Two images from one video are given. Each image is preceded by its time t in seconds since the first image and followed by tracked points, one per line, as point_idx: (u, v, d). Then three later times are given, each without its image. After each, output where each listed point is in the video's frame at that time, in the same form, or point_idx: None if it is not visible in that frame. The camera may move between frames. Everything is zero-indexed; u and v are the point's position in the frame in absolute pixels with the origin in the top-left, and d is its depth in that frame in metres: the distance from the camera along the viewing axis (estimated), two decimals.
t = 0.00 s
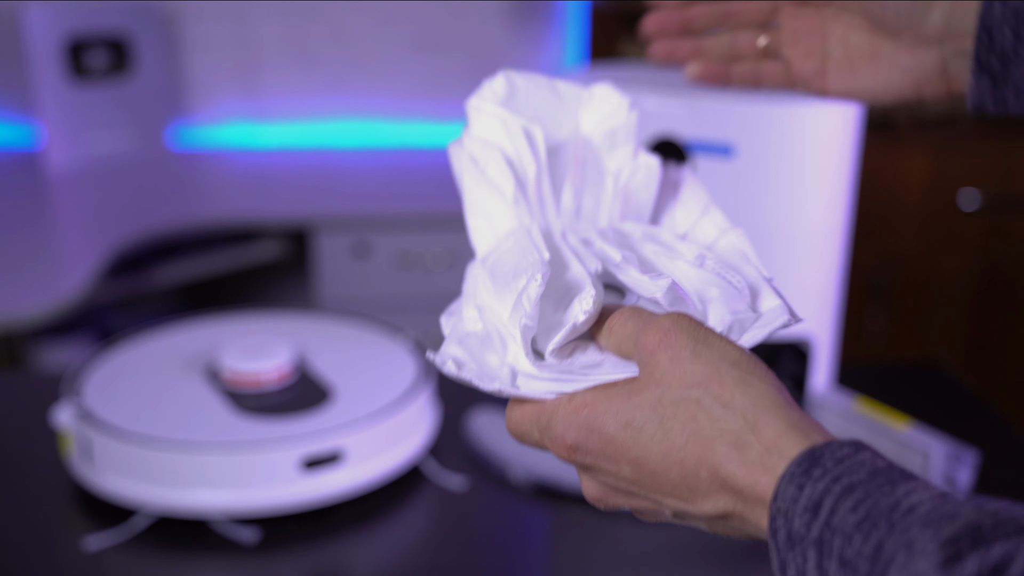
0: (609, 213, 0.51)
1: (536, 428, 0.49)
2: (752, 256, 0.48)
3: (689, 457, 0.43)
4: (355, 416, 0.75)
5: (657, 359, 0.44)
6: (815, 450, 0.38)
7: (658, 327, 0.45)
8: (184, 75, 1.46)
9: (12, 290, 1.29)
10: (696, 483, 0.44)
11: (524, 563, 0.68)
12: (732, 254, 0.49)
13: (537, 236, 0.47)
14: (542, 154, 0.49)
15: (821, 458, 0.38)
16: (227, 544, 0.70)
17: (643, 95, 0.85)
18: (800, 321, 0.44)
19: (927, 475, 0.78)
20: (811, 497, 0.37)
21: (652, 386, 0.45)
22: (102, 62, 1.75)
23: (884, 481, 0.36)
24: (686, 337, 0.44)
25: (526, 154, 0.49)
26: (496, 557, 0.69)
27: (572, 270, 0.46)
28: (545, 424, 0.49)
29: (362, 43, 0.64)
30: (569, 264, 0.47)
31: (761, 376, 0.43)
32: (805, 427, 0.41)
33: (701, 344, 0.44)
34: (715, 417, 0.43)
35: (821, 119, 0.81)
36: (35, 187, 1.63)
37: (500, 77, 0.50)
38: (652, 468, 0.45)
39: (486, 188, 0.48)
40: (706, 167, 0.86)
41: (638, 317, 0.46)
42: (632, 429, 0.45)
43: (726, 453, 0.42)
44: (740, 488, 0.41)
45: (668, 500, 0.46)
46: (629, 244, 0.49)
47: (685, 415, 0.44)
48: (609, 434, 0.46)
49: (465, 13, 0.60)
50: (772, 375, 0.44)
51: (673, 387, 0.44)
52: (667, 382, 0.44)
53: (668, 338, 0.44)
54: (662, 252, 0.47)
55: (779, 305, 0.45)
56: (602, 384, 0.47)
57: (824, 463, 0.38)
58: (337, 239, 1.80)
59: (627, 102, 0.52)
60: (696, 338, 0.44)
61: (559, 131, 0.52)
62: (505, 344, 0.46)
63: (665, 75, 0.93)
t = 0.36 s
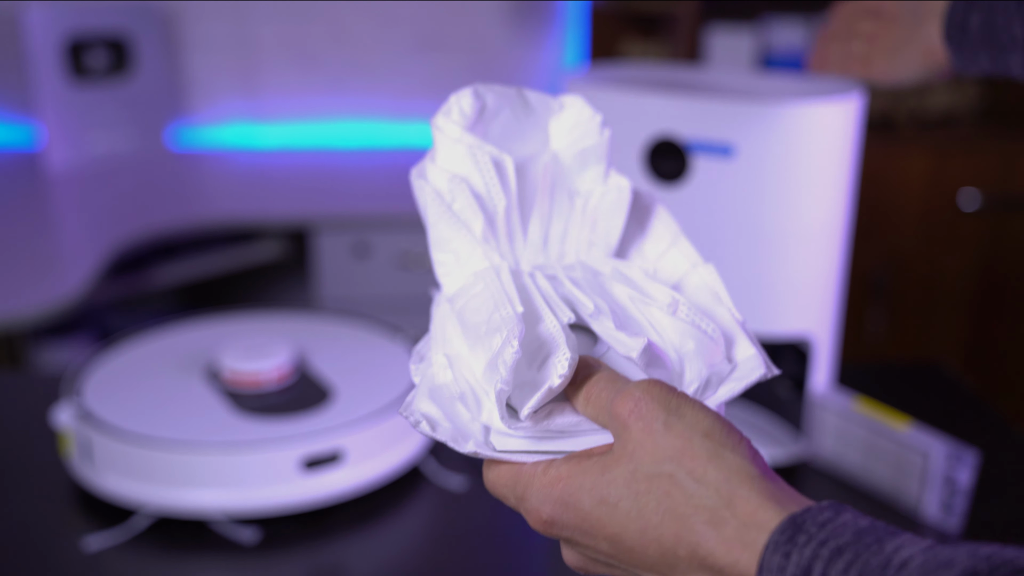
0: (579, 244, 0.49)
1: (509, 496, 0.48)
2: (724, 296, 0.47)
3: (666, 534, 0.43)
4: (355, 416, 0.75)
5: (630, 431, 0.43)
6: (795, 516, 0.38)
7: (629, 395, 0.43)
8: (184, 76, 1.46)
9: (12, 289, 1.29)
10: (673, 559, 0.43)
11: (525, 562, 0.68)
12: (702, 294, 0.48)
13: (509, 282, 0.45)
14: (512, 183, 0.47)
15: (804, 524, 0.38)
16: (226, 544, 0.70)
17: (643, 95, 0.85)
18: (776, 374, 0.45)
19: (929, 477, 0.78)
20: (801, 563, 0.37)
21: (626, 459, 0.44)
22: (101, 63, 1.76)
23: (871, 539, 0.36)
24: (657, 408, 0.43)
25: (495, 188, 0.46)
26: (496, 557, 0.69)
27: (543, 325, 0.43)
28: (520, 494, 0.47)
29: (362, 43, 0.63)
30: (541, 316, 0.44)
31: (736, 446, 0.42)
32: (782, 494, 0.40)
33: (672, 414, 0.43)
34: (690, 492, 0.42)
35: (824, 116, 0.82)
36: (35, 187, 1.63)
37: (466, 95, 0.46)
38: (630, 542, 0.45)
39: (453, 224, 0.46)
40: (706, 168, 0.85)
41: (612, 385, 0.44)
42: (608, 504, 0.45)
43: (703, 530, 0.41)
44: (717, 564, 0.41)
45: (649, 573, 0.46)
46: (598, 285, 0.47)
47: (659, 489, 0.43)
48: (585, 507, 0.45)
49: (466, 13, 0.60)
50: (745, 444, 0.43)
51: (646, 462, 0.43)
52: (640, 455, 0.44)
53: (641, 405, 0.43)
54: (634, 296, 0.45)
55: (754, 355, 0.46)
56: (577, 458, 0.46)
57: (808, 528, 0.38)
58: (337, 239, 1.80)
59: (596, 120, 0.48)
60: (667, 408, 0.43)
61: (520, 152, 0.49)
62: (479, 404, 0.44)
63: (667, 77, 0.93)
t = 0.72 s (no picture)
0: (560, 270, 0.50)
1: (510, 565, 0.49)
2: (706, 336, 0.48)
3: None
4: (355, 415, 0.75)
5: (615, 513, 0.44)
6: None
7: (605, 476, 0.43)
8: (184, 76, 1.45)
9: (12, 288, 1.29)
10: None
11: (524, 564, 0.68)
12: (685, 333, 0.48)
13: (496, 327, 0.44)
14: (495, 213, 0.46)
15: None
16: (227, 545, 0.70)
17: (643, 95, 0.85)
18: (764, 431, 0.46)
19: (928, 477, 0.78)
20: None
21: (613, 543, 0.45)
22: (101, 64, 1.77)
23: None
24: (635, 486, 0.43)
25: (479, 219, 0.45)
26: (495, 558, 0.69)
27: (531, 385, 0.43)
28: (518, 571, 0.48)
29: (362, 44, 0.63)
30: (530, 374, 0.44)
31: (720, 514, 0.43)
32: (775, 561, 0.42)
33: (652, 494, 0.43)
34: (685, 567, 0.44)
35: (824, 115, 0.83)
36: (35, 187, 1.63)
37: (448, 114, 0.44)
38: None
39: (434, 258, 0.44)
40: (707, 168, 0.85)
41: (592, 459, 0.45)
42: None
43: None
44: None
45: None
46: (583, 326, 0.47)
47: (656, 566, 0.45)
48: None
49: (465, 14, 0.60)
50: (727, 503, 0.44)
51: (635, 542, 0.44)
52: (627, 534, 0.44)
53: (619, 485, 0.43)
54: (627, 348, 0.46)
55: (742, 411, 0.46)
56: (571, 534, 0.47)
57: None
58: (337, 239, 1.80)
59: (583, 135, 0.48)
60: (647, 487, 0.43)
61: (500, 176, 0.48)
62: (472, 469, 0.44)
63: (667, 77, 0.93)
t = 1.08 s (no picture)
0: (613, 181, 0.61)
1: (560, 414, 0.58)
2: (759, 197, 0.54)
3: (715, 469, 0.50)
4: (355, 416, 0.75)
5: (682, 365, 0.49)
6: (852, 464, 0.43)
7: (683, 329, 0.49)
8: (181, 77, 1.45)
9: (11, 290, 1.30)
10: (722, 490, 0.50)
11: (523, 563, 0.68)
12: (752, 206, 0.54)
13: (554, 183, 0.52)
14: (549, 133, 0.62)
15: (857, 472, 0.42)
16: (228, 545, 0.70)
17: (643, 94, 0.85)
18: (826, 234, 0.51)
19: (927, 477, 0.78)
20: (853, 513, 0.41)
21: (675, 394, 0.50)
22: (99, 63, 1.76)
23: (930, 494, 0.40)
24: (712, 343, 0.48)
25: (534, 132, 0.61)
26: (495, 558, 0.69)
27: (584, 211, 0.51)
28: (573, 421, 0.57)
29: (363, 43, 0.63)
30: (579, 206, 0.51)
31: (782, 385, 0.47)
32: (832, 442, 0.46)
33: (724, 353, 0.48)
34: (739, 432, 0.48)
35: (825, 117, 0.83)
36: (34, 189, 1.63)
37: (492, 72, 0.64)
38: (676, 473, 0.52)
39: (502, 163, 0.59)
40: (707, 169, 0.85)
41: (666, 303, 0.49)
42: (655, 438, 0.52)
43: (754, 471, 0.47)
44: (771, 504, 0.47)
45: (695, 500, 0.54)
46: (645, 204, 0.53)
47: (709, 428, 0.49)
48: (634, 436, 0.53)
49: (466, 13, 0.60)
50: (796, 378, 0.48)
51: (696, 399, 0.49)
52: (688, 389, 0.49)
53: (694, 339, 0.48)
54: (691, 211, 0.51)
55: (802, 225, 0.51)
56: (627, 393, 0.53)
57: (865, 476, 0.42)
58: (336, 240, 1.80)
59: (614, 81, 0.65)
60: (719, 344, 0.48)
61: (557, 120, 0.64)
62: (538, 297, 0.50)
63: (668, 75, 0.93)
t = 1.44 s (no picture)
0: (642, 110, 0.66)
1: (549, 368, 0.53)
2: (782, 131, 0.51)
3: (719, 434, 0.44)
4: (354, 416, 0.75)
5: (684, 319, 0.45)
6: (864, 433, 0.38)
7: (685, 276, 0.45)
8: (181, 77, 1.46)
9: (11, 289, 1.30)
10: (723, 461, 0.45)
11: (523, 563, 0.68)
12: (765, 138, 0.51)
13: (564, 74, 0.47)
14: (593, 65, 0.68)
15: (871, 441, 0.37)
16: (228, 545, 0.70)
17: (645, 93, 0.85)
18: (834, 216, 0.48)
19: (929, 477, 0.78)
20: (863, 489, 0.36)
21: (673, 354, 0.45)
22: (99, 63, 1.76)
23: (945, 467, 0.35)
24: (716, 297, 0.44)
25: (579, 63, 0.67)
26: (495, 558, 0.69)
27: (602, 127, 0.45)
28: (564, 377, 0.53)
29: (362, 42, 0.63)
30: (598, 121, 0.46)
31: (794, 345, 0.43)
32: (845, 407, 0.41)
33: (731, 306, 0.43)
34: (745, 392, 0.43)
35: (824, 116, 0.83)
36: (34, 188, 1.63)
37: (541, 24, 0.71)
38: (674, 439, 0.47)
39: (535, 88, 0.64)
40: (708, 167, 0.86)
41: (663, 246, 0.46)
42: (653, 399, 0.47)
43: (758, 435, 0.42)
44: (775, 472, 0.42)
45: (691, 469, 0.49)
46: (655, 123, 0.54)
47: (710, 390, 0.44)
48: (629, 396, 0.48)
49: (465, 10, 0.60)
50: (804, 337, 0.43)
51: (696, 358, 0.44)
52: (688, 349, 0.45)
53: (698, 290, 0.44)
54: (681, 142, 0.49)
55: (810, 195, 0.48)
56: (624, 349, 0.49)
57: (874, 449, 0.37)
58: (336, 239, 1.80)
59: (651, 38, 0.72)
60: (724, 297, 0.44)
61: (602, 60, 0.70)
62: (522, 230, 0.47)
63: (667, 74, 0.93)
